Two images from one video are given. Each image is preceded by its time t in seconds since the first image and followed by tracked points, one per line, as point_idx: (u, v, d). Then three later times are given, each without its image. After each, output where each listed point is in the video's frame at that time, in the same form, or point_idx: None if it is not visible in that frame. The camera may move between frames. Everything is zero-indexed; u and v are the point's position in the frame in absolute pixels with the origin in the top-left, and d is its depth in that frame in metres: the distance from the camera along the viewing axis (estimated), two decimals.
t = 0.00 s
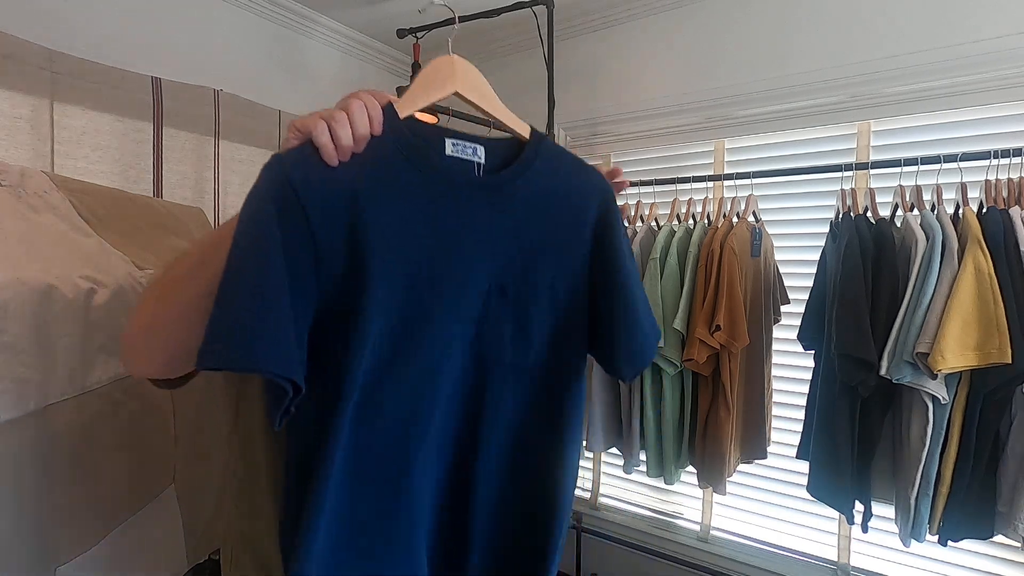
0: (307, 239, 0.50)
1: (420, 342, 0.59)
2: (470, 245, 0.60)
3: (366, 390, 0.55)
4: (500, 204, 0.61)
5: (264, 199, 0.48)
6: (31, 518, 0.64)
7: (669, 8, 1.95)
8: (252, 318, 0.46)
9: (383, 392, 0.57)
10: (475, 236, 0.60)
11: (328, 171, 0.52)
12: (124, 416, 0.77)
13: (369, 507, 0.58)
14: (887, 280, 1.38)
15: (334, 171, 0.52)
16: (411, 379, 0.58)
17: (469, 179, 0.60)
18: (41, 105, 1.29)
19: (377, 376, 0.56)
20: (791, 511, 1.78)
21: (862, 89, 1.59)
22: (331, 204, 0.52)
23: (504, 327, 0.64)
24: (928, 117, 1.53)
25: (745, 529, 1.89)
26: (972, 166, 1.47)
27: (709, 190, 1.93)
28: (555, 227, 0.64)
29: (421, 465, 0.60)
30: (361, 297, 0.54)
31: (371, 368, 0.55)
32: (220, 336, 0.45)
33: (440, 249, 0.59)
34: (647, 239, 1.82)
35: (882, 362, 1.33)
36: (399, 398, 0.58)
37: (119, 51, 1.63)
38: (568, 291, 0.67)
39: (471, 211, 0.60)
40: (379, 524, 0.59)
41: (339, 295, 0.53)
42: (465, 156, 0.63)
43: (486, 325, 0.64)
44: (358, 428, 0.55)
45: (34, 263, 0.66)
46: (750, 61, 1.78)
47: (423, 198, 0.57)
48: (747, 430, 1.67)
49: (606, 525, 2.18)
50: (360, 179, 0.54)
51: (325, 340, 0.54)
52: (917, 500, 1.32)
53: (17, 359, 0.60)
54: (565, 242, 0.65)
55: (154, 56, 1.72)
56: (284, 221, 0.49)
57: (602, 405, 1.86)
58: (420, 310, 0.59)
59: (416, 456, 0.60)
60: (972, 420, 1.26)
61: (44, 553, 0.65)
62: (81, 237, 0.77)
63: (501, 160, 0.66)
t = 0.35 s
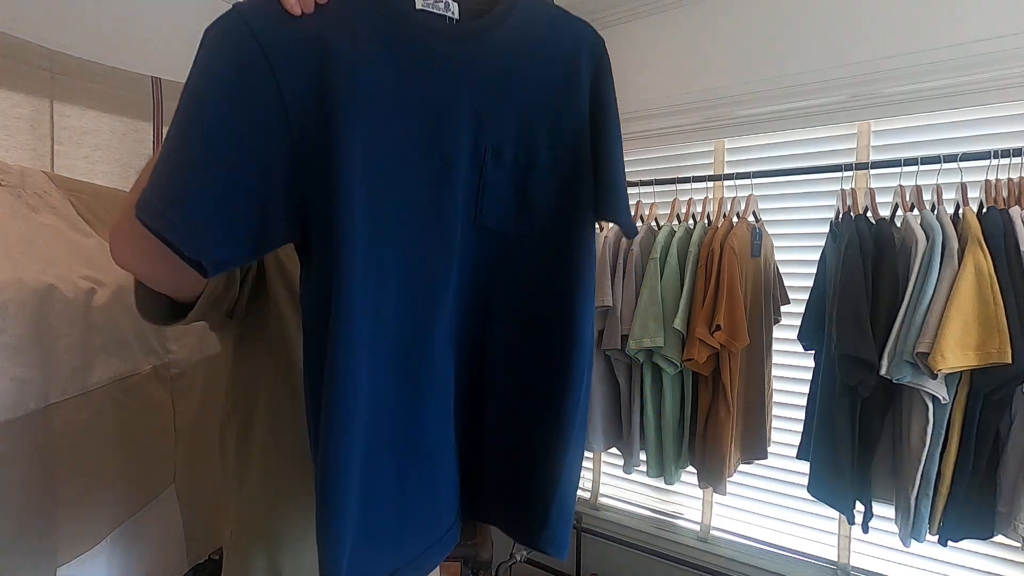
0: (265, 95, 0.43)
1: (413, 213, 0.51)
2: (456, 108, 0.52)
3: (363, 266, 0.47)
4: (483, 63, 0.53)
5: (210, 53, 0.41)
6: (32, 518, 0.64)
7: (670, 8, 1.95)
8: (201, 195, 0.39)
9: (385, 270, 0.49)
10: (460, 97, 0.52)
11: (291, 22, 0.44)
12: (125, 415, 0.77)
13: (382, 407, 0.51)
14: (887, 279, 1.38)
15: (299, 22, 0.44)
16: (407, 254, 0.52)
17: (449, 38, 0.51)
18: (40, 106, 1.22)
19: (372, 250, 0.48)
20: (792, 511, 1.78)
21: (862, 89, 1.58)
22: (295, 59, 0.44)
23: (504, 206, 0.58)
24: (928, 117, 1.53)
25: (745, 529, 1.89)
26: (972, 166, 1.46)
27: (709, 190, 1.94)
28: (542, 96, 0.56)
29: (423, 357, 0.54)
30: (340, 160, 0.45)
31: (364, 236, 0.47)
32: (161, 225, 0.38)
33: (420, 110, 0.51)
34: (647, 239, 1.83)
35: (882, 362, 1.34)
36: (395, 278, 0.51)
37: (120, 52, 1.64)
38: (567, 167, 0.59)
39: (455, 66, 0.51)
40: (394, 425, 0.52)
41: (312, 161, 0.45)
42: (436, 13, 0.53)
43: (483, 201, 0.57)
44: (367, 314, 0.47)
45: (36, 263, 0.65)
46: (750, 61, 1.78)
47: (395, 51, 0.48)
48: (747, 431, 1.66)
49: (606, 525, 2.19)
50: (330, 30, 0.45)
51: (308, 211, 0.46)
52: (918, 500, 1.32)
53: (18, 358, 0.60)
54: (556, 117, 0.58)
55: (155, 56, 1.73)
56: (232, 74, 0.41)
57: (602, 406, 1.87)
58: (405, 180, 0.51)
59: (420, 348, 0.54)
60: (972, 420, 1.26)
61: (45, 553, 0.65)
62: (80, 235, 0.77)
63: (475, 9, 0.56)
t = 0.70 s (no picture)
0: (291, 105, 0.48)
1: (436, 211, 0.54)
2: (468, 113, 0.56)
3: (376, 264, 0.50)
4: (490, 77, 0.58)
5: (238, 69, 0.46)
6: (31, 517, 0.64)
7: (670, 8, 1.95)
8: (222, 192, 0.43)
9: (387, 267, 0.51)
10: (471, 107, 0.57)
11: (313, 42, 0.50)
12: (125, 415, 0.77)
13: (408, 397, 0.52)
14: (887, 279, 1.38)
15: (320, 43, 0.51)
16: (425, 254, 0.53)
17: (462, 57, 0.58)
18: (41, 105, 1.22)
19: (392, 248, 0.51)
20: (792, 511, 1.78)
21: (862, 89, 1.58)
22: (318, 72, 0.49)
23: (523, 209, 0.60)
24: (928, 117, 1.53)
25: (745, 529, 1.89)
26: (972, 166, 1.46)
27: (709, 189, 1.94)
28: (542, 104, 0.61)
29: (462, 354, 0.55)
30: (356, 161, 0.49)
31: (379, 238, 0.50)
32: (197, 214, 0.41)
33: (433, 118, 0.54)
34: (647, 239, 1.83)
35: (882, 362, 1.34)
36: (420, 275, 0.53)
37: (121, 51, 1.63)
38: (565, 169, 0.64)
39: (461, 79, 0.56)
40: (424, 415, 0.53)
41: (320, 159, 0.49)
42: (447, 34, 0.62)
43: (507, 198, 0.59)
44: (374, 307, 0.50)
45: (35, 262, 0.65)
46: (750, 61, 1.78)
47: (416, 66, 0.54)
48: (747, 431, 1.66)
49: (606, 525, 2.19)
50: (347, 51, 0.52)
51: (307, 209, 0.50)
52: (918, 500, 1.32)
53: (18, 358, 0.60)
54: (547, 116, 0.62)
55: (157, 56, 1.73)
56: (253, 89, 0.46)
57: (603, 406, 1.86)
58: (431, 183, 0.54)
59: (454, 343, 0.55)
60: (972, 420, 1.26)
61: (45, 552, 0.65)
62: (81, 236, 0.77)
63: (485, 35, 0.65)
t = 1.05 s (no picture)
0: (250, 101, 0.45)
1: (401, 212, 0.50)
2: (443, 97, 0.50)
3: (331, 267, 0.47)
4: (479, 52, 0.52)
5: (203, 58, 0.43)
6: (32, 517, 0.64)
7: (670, 8, 1.95)
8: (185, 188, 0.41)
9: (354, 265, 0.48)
10: (455, 88, 0.51)
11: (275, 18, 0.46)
12: (124, 414, 0.77)
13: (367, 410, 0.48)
14: (887, 279, 1.38)
15: (282, 19, 0.46)
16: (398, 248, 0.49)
17: (443, 27, 0.51)
18: (39, 106, 1.20)
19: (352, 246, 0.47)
20: (792, 511, 1.78)
21: (862, 89, 1.58)
22: (279, 58, 0.46)
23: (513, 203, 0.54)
24: (927, 117, 1.53)
25: (745, 529, 1.89)
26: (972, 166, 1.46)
27: (708, 190, 1.94)
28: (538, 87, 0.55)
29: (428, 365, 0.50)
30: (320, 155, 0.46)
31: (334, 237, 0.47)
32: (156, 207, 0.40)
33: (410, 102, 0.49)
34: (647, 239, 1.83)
35: (882, 362, 1.34)
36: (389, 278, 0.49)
37: (121, 51, 1.64)
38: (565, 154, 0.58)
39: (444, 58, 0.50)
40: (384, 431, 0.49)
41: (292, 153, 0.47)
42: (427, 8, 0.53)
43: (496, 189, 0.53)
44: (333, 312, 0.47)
45: (35, 262, 0.65)
46: (750, 61, 1.78)
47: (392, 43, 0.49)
48: (747, 430, 1.67)
49: (606, 524, 2.19)
50: (314, 27, 0.47)
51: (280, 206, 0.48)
52: (918, 500, 1.32)
53: (18, 358, 0.61)
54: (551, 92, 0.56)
55: (157, 56, 1.73)
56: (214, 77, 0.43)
57: (603, 406, 1.87)
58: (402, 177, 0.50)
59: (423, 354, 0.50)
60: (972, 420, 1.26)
61: (46, 552, 0.65)
62: (80, 236, 0.77)
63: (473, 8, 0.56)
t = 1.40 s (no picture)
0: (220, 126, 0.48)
1: (365, 236, 0.54)
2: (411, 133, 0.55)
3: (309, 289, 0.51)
4: (455, 87, 0.56)
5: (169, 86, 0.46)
6: (30, 517, 0.64)
7: (670, 8, 1.95)
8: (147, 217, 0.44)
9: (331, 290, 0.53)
10: (426, 121, 0.55)
11: (258, 43, 0.50)
12: (124, 414, 0.77)
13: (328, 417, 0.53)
14: (887, 280, 1.38)
15: (264, 41, 0.50)
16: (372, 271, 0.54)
17: (424, 59, 0.55)
18: (40, 105, 1.21)
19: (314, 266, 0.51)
20: (792, 511, 1.78)
21: (862, 89, 1.58)
22: (259, 85, 0.49)
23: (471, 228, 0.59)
24: (927, 117, 1.53)
25: (745, 529, 1.89)
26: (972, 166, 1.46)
27: (709, 189, 1.94)
28: (511, 118, 0.59)
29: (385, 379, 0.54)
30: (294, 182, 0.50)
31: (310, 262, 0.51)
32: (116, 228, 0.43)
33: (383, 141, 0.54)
34: (647, 239, 1.83)
35: (882, 362, 1.34)
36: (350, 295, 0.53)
37: (122, 51, 1.63)
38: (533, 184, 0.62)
39: (418, 92, 0.54)
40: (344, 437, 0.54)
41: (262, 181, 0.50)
42: (421, 34, 0.60)
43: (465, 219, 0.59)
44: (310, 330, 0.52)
45: (36, 263, 0.66)
46: (750, 61, 1.78)
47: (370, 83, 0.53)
48: (747, 430, 1.67)
49: (605, 524, 2.19)
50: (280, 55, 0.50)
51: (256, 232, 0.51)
52: (917, 500, 1.32)
53: (18, 357, 0.61)
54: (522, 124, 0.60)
55: (157, 55, 1.73)
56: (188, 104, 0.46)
57: (604, 406, 1.86)
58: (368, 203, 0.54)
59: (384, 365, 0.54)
60: (972, 420, 1.26)
61: (45, 552, 0.65)
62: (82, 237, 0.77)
63: (465, 35, 0.62)
